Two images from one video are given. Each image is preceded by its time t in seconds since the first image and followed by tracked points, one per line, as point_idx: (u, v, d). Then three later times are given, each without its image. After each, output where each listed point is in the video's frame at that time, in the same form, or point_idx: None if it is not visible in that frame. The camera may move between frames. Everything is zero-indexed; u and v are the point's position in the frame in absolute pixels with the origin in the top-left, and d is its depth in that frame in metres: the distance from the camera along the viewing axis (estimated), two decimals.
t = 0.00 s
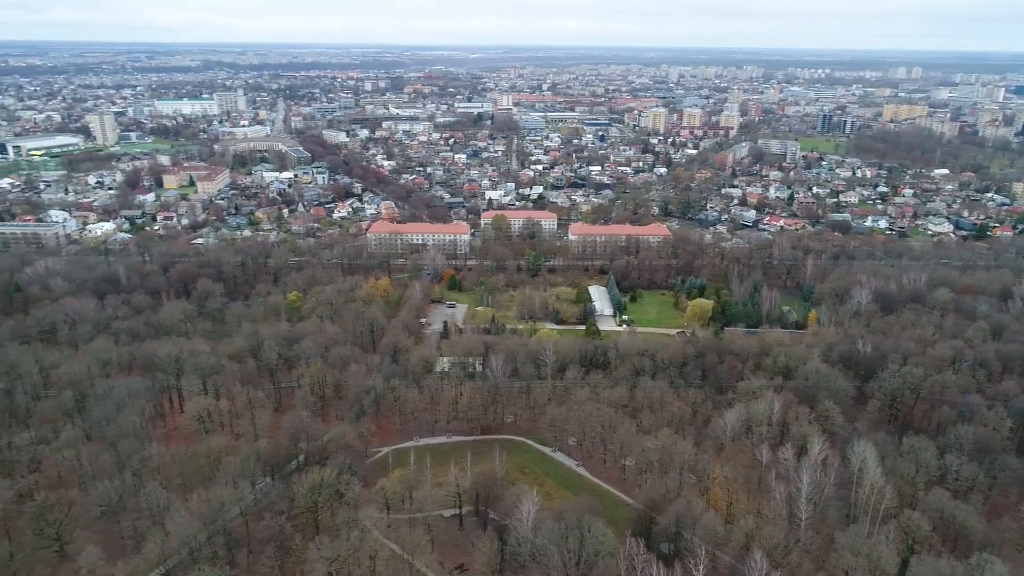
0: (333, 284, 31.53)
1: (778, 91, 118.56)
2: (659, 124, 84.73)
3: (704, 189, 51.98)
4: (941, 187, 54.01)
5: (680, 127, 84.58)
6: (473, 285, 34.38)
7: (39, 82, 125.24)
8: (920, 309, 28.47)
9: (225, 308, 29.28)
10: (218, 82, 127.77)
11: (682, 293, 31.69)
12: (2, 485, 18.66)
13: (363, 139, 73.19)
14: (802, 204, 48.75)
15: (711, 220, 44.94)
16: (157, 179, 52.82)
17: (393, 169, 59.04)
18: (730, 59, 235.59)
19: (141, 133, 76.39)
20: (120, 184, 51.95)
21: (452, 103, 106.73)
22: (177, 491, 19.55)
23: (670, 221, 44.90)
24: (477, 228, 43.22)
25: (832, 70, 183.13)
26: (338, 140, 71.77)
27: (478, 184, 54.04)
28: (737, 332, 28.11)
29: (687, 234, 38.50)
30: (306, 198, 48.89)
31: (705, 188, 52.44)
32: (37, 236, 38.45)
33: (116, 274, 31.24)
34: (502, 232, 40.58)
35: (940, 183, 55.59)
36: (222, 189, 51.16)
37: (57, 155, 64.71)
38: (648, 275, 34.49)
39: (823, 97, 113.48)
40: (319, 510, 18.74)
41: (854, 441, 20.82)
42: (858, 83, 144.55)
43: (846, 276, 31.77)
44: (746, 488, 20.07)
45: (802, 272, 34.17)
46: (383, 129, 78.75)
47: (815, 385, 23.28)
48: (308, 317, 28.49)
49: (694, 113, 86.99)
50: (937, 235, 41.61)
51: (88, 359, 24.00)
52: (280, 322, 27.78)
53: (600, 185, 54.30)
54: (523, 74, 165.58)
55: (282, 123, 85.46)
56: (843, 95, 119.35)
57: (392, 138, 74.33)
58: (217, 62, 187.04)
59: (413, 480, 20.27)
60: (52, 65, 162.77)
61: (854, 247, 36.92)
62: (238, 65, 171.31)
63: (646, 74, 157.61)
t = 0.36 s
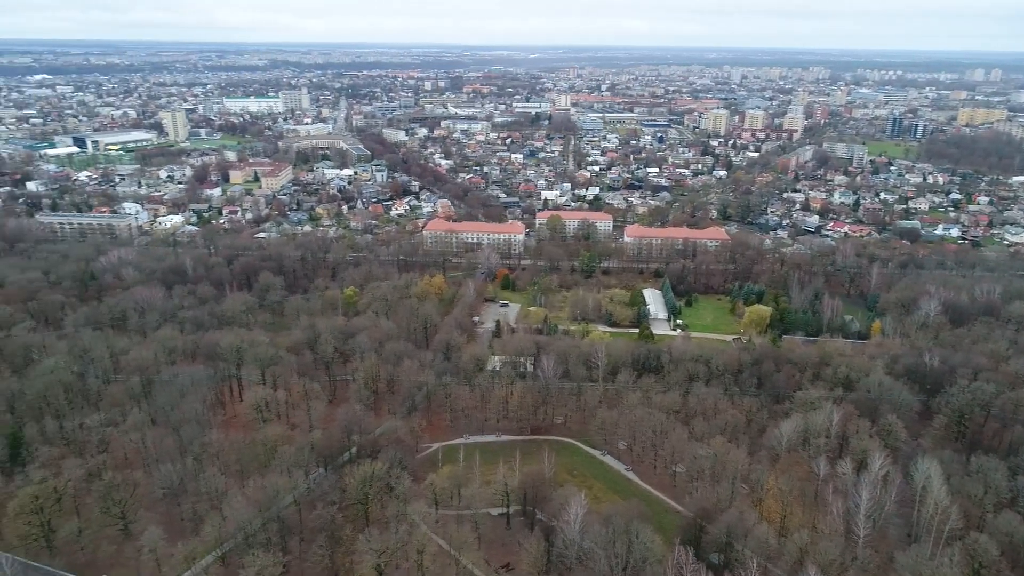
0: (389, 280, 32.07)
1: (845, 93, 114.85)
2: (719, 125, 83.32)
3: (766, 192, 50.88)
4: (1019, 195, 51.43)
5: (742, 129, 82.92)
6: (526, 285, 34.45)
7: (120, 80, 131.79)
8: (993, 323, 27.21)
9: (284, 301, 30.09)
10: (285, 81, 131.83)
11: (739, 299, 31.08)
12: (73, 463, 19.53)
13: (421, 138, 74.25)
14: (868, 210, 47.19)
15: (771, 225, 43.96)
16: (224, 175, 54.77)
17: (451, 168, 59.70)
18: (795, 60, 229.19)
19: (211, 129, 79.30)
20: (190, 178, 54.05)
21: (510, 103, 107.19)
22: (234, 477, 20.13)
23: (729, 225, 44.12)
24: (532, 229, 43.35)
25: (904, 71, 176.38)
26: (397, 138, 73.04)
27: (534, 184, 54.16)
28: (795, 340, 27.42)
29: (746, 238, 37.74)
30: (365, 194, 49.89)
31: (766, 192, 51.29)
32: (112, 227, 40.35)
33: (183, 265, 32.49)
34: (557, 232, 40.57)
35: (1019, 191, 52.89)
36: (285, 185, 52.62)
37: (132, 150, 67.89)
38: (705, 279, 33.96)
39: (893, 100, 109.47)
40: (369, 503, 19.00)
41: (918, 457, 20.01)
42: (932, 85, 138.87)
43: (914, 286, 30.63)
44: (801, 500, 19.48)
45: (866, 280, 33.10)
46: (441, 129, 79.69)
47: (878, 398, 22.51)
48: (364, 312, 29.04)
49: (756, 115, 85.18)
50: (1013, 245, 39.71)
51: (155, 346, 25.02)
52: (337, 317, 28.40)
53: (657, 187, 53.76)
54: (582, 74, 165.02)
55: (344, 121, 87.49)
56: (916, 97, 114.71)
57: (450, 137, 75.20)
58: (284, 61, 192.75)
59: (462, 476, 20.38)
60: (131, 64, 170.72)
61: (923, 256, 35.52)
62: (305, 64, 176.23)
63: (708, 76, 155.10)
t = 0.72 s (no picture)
0: (441, 278, 32.39)
1: (915, 96, 110.64)
2: (780, 128, 81.52)
3: (828, 197, 49.51)
4: None
5: (804, 132, 80.82)
6: (578, 286, 34.33)
7: (189, 78, 136.87)
8: None
9: (339, 296, 30.69)
10: (345, 80, 134.62)
11: (796, 306, 30.34)
12: (137, 446, 20.28)
13: (477, 137, 74.82)
14: (937, 217, 45.41)
15: (832, 231, 42.76)
16: (285, 171, 56.24)
17: (505, 167, 59.98)
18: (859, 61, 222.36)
19: (273, 127, 81.61)
20: (252, 174, 55.74)
21: (566, 103, 107.03)
22: (287, 466, 20.58)
23: (788, 230, 43.09)
24: (585, 229, 43.19)
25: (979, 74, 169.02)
26: (453, 137, 73.74)
27: (588, 184, 53.95)
28: (855, 351, 26.62)
29: (806, 243, 36.79)
30: (419, 193, 50.53)
31: (828, 197, 49.91)
32: (177, 219, 41.94)
33: (243, 258, 33.50)
34: (611, 234, 40.31)
35: None
36: (342, 182, 53.73)
37: (198, 146, 70.41)
38: (761, 284, 33.27)
39: (966, 104, 104.84)
40: (416, 498, 19.17)
41: (984, 477, 19.13)
42: (1010, 88, 132.40)
43: (985, 298, 29.34)
44: (857, 516, 18.81)
45: (933, 290, 31.87)
46: (497, 128, 80.18)
47: (942, 414, 21.65)
48: (416, 309, 29.41)
49: (819, 118, 82.89)
50: None
51: (216, 336, 25.85)
52: (390, 312, 28.83)
53: (714, 190, 52.88)
54: (640, 74, 163.08)
55: (400, 121, 88.82)
56: (992, 100, 109.58)
57: (505, 137, 75.50)
58: (343, 60, 196.60)
59: (508, 476, 20.41)
60: (200, 62, 176.34)
61: (996, 267, 33.96)
62: (366, 63, 179.76)
63: (769, 77, 151.76)
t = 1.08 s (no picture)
0: (493, 277, 32.57)
1: (991, 99, 105.69)
2: (845, 131, 79.12)
3: (894, 203, 47.83)
4: None
5: (870, 136, 78.22)
6: (630, 289, 34.06)
7: (256, 77, 141.36)
8: None
9: (392, 292, 31.15)
10: (403, 79, 136.79)
11: (856, 315, 29.44)
12: (196, 432, 20.97)
13: (532, 137, 75.01)
14: (1012, 226, 43.32)
15: (897, 238, 41.30)
16: (343, 168, 57.44)
17: (560, 168, 59.97)
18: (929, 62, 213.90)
19: (333, 125, 83.53)
20: (312, 170, 57.17)
21: (623, 104, 106.28)
22: (338, 458, 20.96)
23: (851, 237, 41.84)
24: (640, 232, 42.83)
25: None
26: (508, 137, 74.05)
27: (643, 186, 53.46)
28: (919, 364, 25.67)
29: (869, 251, 35.64)
30: (474, 192, 50.94)
31: (894, 203, 48.22)
32: (239, 214, 43.35)
33: (302, 253, 34.36)
34: (665, 237, 39.87)
35: None
36: (398, 180, 54.58)
37: (261, 142, 72.55)
38: (820, 292, 32.40)
39: None
40: (463, 495, 19.21)
41: None
42: None
43: None
44: (917, 536, 18.07)
45: (1005, 303, 30.44)
46: (553, 128, 80.25)
47: (1012, 433, 20.67)
48: (467, 307, 29.63)
49: (886, 121, 80.05)
50: None
51: (273, 328, 26.58)
52: (441, 310, 29.13)
53: (773, 194, 51.69)
54: (700, 76, 160.58)
55: (457, 120, 89.67)
56: None
57: (560, 137, 75.40)
58: (402, 60, 199.76)
59: (555, 477, 20.34)
60: (264, 61, 182.13)
61: None
62: (424, 61, 182.39)
63: (834, 79, 147.45)
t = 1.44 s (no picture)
0: (545, 278, 32.56)
1: None
2: (914, 135, 76.34)
3: (966, 210, 45.91)
4: None
5: (940, 141, 75.26)
6: (683, 293, 33.60)
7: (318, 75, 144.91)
8: None
9: (445, 290, 31.44)
10: (460, 79, 138.18)
11: (921, 326, 28.39)
12: (252, 421, 21.54)
13: (588, 138, 74.82)
14: None
15: (967, 248, 39.63)
16: (399, 166, 58.35)
17: (615, 169, 59.63)
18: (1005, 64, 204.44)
19: (391, 123, 84.99)
20: (369, 168, 58.27)
21: (680, 105, 105.04)
22: (387, 452, 21.24)
23: (917, 245, 40.36)
24: (695, 235, 42.24)
25: None
26: (563, 138, 74.01)
27: (700, 189, 52.69)
28: (988, 379, 24.61)
29: (937, 260, 34.31)
30: (528, 191, 51.07)
31: (965, 210, 46.28)
32: (297, 210, 44.51)
33: (357, 249, 35.00)
34: (721, 241, 39.22)
35: None
36: (453, 179, 55.14)
37: (321, 140, 74.26)
38: (882, 302, 31.36)
39: None
40: (510, 494, 19.18)
41: None
42: None
43: None
44: (980, 558, 17.16)
45: None
46: (609, 129, 79.89)
47: None
48: (518, 306, 29.69)
49: (958, 126, 76.87)
50: None
51: (328, 322, 27.16)
52: (493, 309, 29.28)
53: (835, 200, 50.25)
54: (763, 77, 157.07)
55: (512, 120, 90.08)
56: None
57: (616, 138, 74.99)
58: (459, 59, 201.99)
59: (602, 480, 20.15)
60: (324, 60, 186.69)
61: None
62: (481, 61, 184.25)
63: (903, 82, 142.34)
